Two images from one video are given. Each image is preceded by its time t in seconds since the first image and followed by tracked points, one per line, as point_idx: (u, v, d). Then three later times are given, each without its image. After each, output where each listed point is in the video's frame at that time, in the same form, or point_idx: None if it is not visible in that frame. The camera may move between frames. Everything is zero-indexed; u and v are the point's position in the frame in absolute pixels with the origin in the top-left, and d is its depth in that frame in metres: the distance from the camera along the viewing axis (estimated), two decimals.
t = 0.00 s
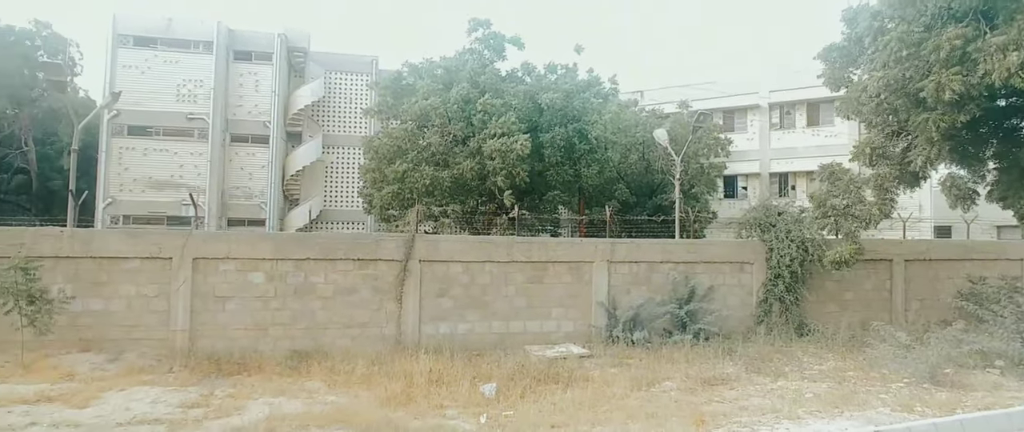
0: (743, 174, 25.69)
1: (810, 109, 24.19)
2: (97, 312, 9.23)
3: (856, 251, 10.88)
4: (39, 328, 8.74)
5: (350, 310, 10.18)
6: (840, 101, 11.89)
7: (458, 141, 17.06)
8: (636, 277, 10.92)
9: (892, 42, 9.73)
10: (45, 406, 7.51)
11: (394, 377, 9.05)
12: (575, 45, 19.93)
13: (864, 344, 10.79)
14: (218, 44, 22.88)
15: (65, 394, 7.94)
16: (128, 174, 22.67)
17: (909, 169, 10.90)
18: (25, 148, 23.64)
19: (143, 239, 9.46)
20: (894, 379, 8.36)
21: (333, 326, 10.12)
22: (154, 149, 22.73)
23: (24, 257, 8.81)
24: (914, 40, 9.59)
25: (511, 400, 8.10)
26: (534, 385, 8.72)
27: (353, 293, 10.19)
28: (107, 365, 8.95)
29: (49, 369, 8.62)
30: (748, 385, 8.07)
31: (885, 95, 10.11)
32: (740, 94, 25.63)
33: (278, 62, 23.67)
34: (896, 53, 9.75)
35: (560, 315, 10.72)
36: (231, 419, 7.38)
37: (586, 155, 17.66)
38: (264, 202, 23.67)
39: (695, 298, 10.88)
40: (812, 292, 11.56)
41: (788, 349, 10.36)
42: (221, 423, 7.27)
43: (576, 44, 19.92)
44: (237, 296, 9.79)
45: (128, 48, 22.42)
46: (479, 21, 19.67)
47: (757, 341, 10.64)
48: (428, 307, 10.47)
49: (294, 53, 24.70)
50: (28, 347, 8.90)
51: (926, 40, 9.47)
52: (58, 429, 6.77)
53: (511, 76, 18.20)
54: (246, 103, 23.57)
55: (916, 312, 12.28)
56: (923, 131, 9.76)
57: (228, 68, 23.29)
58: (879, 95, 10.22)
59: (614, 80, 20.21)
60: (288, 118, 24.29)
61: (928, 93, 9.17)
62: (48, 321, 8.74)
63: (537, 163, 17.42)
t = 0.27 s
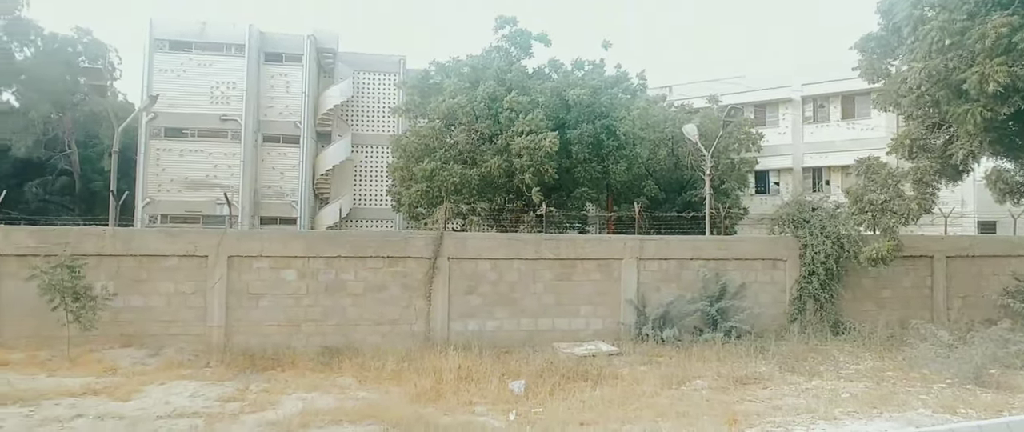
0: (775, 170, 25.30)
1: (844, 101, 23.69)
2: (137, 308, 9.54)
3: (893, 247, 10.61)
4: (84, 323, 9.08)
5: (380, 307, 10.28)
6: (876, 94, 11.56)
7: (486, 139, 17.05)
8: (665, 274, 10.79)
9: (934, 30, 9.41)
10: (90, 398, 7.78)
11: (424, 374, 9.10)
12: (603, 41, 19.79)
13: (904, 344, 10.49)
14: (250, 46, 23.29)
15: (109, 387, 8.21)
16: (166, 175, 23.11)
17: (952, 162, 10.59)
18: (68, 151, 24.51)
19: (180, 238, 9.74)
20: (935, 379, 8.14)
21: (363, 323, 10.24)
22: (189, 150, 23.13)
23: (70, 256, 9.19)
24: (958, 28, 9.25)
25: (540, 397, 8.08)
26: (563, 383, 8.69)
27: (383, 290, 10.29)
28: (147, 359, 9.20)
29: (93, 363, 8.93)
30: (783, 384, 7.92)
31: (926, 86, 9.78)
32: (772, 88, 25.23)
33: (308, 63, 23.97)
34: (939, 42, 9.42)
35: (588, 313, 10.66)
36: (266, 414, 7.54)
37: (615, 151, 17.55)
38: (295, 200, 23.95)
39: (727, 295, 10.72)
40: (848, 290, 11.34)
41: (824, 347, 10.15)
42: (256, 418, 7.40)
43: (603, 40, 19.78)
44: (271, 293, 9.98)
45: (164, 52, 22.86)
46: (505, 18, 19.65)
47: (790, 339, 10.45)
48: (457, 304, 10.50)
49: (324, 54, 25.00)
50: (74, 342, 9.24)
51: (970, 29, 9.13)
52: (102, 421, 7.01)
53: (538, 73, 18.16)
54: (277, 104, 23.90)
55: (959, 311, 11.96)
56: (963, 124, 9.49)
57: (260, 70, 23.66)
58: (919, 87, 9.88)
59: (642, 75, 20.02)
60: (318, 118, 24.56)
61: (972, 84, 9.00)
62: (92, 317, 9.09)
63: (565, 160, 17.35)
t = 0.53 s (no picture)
0: (813, 164, 24.81)
1: (886, 93, 23.07)
2: (180, 306, 9.83)
3: (940, 243, 10.31)
4: (131, 319, 9.43)
5: (413, 304, 10.37)
6: (920, 85, 11.02)
7: (517, 137, 17.03)
8: (700, 272, 10.62)
9: (982, 18, 9.11)
10: (137, 392, 8.08)
11: (457, 371, 9.13)
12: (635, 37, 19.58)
13: (953, 344, 10.24)
14: (285, 49, 23.59)
15: (155, 382, 8.51)
16: (206, 176, 23.58)
17: (1004, 154, 10.16)
18: (113, 154, 26.12)
19: (221, 236, 9.96)
20: (985, 382, 7.86)
21: (397, 320, 10.34)
22: (228, 152, 23.61)
23: (116, 254, 9.47)
24: (1009, 14, 8.94)
25: (574, 396, 8.02)
26: (597, 381, 8.62)
27: (416, 288, 10.36)
28: (190, 354, 9.51)
29: (140, 358, 9.26)
30: (824, 385, 7.73)
31: (978, 76, 9.51)
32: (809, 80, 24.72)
33: (341, 64, 24.22)
34: (988, 30, 9.12)
35: (621, 311, 10.55)
36: (304, 409, 7.68)
37: (647, 147, 17.38)
38: (330, 199, 24.23)
39: (764, 293, 10.48)
40: (891, 288, 11.03)
41: (866, 347, 9.91)
42: (294, 413, 7.52)
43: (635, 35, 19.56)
44: (307, 291, 10.17)
45: (203, 57, 23.36)
46: (536, 16, 19.59)
47: (831, 339, 10.24)
48: (489, 302, 10.50)
49: (356, 55, 25.23)
50: (121, 337, 9.61)
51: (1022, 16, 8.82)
52: (149, 415, 7.28)
53: (569, 70, 18.07)
54: (312, 105, 24.20)
55: (1012, 310, 11.55)
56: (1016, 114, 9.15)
57: (295, 72, 23.98)
58: (970, 77, 9.61)
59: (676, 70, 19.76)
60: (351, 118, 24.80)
61: None
62: (139, 314, 9.44)
63: (596, 157, 17.25)
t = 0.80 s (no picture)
0: (855, 160, 24.21)
1: (935, 85, 22.38)
2: (224, 304, 10.21)
3: (993, 240, 9.69)
4: (177, 318, 9.87)
5: (448, 303, 10.44)
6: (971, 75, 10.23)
7: (549, 136, 16.96)
8: (738, 271, 10.41)
9: None
10: (183, 388, 8.45)
11: (492, 370, 9.12)
12: (669, 33, 19.34)
13: (1007, 346, 9.85)
14: (320, 53, 23.95)
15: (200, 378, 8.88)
16: (246, 178, 24.07)
17: None
18: (159, 157, 26.85)
19: (260, 237, 10.30)
20: None
21: (431, 319, 10.44)
22: (267, 154, 24.07)
23: (163, 254, 9.92)
24: None
25: (609, 396, 7.95)
26: (632, 382, 8.52)
27: (450, 287, 10.43)
28: (233, 352, 9.85)
29: (185, 355, 9.66)
30: (869, 388, 7.52)
31: None
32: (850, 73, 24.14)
33: (375, 66, 24.46)
34: None
35: (656, 311, 10.41)
36: (343, 406, 7.85)
37: (682, 145, 17.14)
38: (365, 200, 24.47)
39: (804, 293, 10.23)
40: (941, 287, 10.65)
41: (913, 350, 9.61)
42: (332, 410, 7.64)
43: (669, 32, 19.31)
44: (344, 290, 10.40)
45: (243, 62, 23.86)
46: (568, 14, 19.50)
47: (876, 341, 9.97)
48: (523, 301, 10.47)
49: (389, 57, 25.44)
50: (168, 334, 10.07)
51: None
52: (195, 409, 7.64)
53: (602, 68, 17.94)
54: (347, 108, 24.48)
55: None
56: None
57: (330, 75, 24.30)
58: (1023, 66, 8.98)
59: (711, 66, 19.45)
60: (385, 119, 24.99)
61: None
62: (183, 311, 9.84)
63: (630, 155, 17.10)
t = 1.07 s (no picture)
0: (903, 156, 23.51)
1: (988, 77, 21.63)
2: (264, 303, 10.44)
3: None
4: (221, 316, 10.22)
5: (483, 303, 10.45)
6: None
7: (583, 135, 16.84)
8: (779, 271, 10.16)
9: None
10: (228, 383, 8.82)
11: (527, 369, 9.07)
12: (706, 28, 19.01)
13: None
14: (356, 56, 24.20)
15: (243, 374, 9.20)
16: (285, 180, 24.54)
17: None
18: (204, 160, 27.29)
19: (299, 237, 10.50)
20: None
21: (467, 319, 10.46)
22: (305, 157, 24.42)
23: (207, 255, 10.27)
24: None
25: (646, 397, 7.84)
26: (669, 383, 8.39)
27: (485, 286, 10.44)
28: (274, 349, 10.08)
29: (229, 352, 9.98)
30: (918, 392, 7.26)
31: None
32: (897, 66, 23.52)
33: (409, 69, 24.62)
34: None
35: (694, 311, 10.23)
36: (380, 403, 7.92)
37: (719, 142, 16.85)
38: (401, 201, 24.62)
39: (849, 294, 9.94)
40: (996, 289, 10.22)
41: (966, 353, 9.24)
42: (370, 408, 7.71)
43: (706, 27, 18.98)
44: (381, 289, 10.52)
45: (282, 67, 24.32)
46: (601, 13, 19.36)
47: (925, 343, 9.62)
48: (558, 301, 10.41)
49: (423, 59, 25.58)
50: (212, 332, 10.39)
51: None
52: (239, 405, 7.95)
53: (636, 65, 17.75)
54: (382, 110, 24.68)
55: None
56: None
57: (365, 78, 24.56)
58: None
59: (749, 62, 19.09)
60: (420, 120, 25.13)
61: None
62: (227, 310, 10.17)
63: (665, 153, 16.91)
